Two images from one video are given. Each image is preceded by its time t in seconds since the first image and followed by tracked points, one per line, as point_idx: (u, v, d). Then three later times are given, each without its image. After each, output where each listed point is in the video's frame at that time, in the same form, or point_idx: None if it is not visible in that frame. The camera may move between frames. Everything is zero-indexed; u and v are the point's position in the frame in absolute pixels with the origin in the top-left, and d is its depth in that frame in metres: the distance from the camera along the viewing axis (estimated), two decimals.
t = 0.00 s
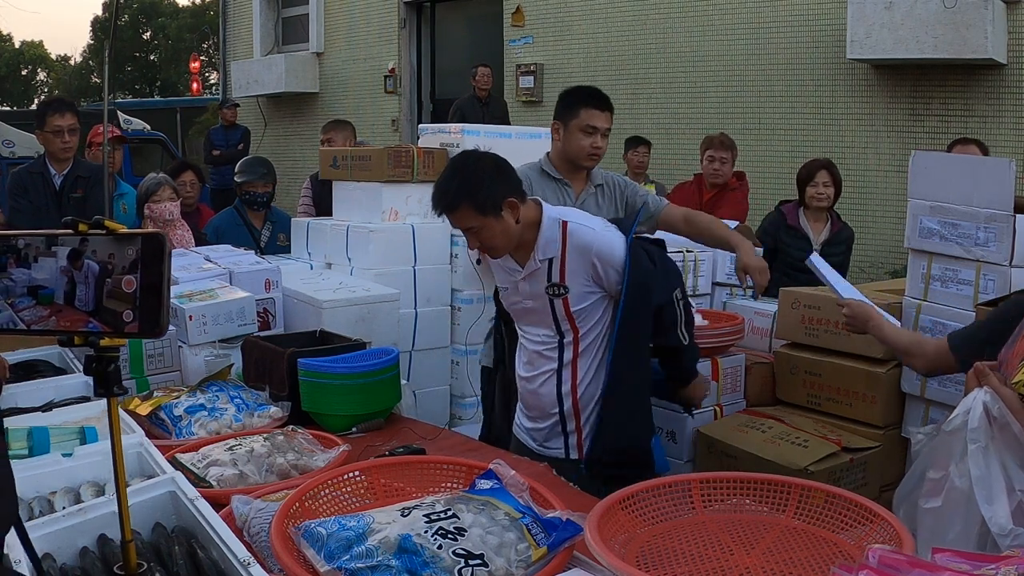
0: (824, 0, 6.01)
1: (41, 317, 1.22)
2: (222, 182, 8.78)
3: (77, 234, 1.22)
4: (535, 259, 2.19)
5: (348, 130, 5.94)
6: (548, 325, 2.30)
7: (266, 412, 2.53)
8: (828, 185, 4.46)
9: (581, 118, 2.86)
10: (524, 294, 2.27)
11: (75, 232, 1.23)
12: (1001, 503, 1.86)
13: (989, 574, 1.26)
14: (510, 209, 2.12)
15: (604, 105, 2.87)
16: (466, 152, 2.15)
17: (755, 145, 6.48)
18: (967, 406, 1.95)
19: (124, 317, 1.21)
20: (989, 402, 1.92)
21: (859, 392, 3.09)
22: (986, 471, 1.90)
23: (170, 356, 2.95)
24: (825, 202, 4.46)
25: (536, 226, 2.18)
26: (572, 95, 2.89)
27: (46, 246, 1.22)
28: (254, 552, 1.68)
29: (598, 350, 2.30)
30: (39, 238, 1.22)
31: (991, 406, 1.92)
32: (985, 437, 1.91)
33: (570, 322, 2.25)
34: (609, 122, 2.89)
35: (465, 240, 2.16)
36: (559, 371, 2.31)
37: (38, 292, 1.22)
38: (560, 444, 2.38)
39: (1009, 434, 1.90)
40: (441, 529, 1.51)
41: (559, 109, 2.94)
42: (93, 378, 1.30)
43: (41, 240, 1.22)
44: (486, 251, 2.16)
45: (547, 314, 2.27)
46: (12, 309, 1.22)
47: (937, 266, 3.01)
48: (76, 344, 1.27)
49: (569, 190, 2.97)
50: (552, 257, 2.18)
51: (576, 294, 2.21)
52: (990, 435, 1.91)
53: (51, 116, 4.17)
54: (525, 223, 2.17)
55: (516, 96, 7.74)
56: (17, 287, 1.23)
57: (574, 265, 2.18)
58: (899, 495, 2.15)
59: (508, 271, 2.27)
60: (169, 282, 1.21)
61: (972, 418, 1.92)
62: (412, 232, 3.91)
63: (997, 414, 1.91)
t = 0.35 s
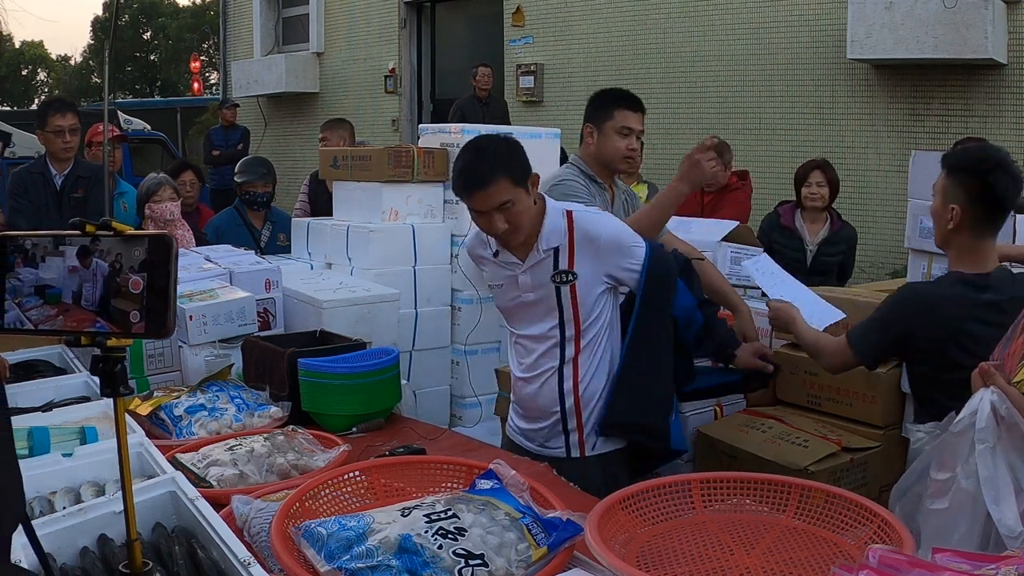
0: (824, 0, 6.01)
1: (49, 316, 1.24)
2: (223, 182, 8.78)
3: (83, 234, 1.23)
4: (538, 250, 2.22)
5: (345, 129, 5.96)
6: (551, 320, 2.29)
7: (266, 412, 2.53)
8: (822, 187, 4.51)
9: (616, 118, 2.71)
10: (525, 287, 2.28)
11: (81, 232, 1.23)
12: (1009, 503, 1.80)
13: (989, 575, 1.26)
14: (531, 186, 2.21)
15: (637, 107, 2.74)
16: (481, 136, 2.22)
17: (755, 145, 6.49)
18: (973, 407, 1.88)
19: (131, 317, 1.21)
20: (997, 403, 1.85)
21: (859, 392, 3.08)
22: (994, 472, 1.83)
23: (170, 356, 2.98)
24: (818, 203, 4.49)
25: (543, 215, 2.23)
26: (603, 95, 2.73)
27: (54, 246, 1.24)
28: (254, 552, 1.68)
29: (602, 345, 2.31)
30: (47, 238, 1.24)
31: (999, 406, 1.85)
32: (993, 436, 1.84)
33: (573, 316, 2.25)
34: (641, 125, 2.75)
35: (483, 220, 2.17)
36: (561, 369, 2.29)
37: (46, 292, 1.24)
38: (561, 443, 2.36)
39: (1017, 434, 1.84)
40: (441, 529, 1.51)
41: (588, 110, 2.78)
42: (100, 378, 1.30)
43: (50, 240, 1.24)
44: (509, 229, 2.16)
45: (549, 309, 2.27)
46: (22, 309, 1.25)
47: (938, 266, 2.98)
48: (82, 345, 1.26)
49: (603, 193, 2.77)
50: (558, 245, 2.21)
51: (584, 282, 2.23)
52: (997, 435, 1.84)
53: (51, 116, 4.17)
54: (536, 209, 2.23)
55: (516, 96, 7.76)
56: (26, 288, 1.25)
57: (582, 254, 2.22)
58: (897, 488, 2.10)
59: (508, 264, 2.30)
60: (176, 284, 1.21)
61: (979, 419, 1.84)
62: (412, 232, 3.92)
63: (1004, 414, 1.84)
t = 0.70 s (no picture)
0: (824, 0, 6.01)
1: (53, 317, 1.22)
2: (223, 182, 8.77)
3: (90, 235, 1.23)
4: (544, 238, 2.28)
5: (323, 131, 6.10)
6: (547, 318, 2.30)
7: (266, 412, 2.53)
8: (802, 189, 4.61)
9: (676, 122, 2.68)
10: (521, 280, 2.30)
11: (87, 233, 1.24)
12: (1009, 500, 1.81)
13: (989, 575, 1.25)
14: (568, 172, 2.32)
15: (698, 111, 2.71)
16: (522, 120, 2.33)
17: (755, 145, 6.49)
18: (972, 404, 1.90)
19: (136, 317, 1.22)
20: (997, 400, 1.87)
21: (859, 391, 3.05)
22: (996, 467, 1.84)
23: (169, 356, 2.99)
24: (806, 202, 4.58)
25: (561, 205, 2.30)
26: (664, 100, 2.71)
27: (59, 246, 1.23)
28: (254, 552, 1.68)
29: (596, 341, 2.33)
30: (52, 238, 1.23)
31: (999, 403, 1.87)
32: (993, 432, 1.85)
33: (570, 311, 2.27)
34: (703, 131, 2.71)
35: (541, 189, 2.21)
36: (558, 366, 2.31)
37: (50, 293, 1.22)
38: (563, 441, 2.37)
39: (1016, 430, 1.86)
40: (441, 529, 1.51)
41: (647, 113, 2.75)
42: (104, 378, 1.30)
43: (55, 240, 1.23)
44: (563, 205, 2.22)
45: (544, 304, 2.29)
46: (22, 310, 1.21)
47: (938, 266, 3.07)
48: (87, 346, 1.26)
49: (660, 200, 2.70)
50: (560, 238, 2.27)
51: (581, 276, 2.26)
52: (997, 432, 1.86)
53: (52, 116, 4.18)
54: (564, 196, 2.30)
55: (516, 96, 7.76)
56: (29, 288, 1.22)
57: (582, 246, 2.26)
58: (890, 488, 2.08)
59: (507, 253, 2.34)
60: (181, 286, 1.22)
61: (979, 414, 1.87)
62: (412, 233, 3.92)
63: (1004, 411, 1.86)
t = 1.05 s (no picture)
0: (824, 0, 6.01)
1: (58, 317, 1.22)
2: (223, 182, 8.76)
3: (96, 235, 1.24)
4: (558, 233, 2.32)
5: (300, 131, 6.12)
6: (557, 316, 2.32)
7: (266, 412, 2.53)
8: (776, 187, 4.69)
9: (712, 136, 2.65)
10: (535, 275, 2.32)
11: (94, 233, 1.24)
12: (1007, 496, 1.85)
13: (989, 575, 1.25)
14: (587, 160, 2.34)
15: (735, 123, 2.67)
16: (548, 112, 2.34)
17: (755, 145, 6.50)
18: (972, 401, 1.95)
19: (142, 318, 1.22)
20: (995, 397, 1.93)
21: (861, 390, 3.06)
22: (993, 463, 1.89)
23: (169, 356, 2.99)
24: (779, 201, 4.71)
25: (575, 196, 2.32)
26: (706, 108, 2.67)
27: (64, 246, 1.24)
28: (253, 552, 1.68)
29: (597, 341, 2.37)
30: (57, 240, 1.23)
31: (997, 400, 1.93)
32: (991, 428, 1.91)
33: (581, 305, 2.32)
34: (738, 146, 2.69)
35: (569, 176, 2.22)
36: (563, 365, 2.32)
37: (55, 293, 1.23)
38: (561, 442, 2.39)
39: (1013, 428, 1.92)
40: (441, 529, 1.51)
41: (682, 118, 2.72)
42: (111, 378, 1.30)
43: (60, 241, 1.23)
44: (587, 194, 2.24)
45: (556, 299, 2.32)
46: (27, 311, 1.21)
47: (938, 266, 3.07)
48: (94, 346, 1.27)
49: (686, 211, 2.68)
50: (575, 233, 2.32)
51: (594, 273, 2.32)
52: (995, 429, 1.91)
53: (53, 116, 4.18)
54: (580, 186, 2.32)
55: (516, 96, 7.76)
56: (34, 288, 1.22)
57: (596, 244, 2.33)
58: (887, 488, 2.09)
59: (522, 246, 2.33)
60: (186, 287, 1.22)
61: (979, 411, 1.91)
62: (412, 233, 3.92)
63: (1003, 408, 1.92)
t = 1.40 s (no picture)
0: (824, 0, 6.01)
1: (59, 318, 1.22)
2: (223, 182, 8.76)
3: (99, 236, 1.23)
4: (572, 231, 2.32)
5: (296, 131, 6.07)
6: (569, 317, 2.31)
7: (266, 412, 2.53)
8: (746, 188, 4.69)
9: (735, 152, 2.65)
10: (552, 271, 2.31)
11: (96, 234, 1.24)
12: (1007, 496, 1.84)
13: (989, 575, 1.25)
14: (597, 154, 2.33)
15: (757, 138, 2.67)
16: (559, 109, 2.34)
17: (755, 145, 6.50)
18: (971, 402, 1.95)
19: (144, 318, 1.22)
20: (994, 397, 1.93)
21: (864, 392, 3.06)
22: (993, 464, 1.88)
23: (169, 356, 2.99)
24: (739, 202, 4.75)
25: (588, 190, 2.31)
26: (734, 119, 2.63)
27: (65, 247, 1.23)
28: (253, 552, 1.68)
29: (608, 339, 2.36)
30: (59, 239, 1.22)
31: (996, 400, 1.92)
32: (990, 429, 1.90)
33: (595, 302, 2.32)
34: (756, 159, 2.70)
35: (584, 166, 2.21)
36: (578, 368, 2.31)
37: (57, 293, 1.22)
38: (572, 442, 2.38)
39: (1014, 429, 1.91)
40: (441, 529, 1.51)
41: (702, 124, 2.68)
42: (113, 379, 1.30)
43: (61, 241, 1.23)
44: (601, 185, 2.24)
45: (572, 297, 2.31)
46: (28, 312, 1.21)
47: (938, 266, 3.07)
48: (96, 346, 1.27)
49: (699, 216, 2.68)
50: (587, 231, 2.33)
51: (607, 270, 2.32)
52: (995, 430, 1.91)
53: (53, 116, 4.19)
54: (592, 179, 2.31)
55: (516, 96, 7.77)
56: (36, 289, 1.22)
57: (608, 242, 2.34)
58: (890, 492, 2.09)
59: (537, 244, 2.32)
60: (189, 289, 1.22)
61: (978, 411, 1.91)
62: (412, 232, 3.93)
63: (1002, 409, 1.92)
